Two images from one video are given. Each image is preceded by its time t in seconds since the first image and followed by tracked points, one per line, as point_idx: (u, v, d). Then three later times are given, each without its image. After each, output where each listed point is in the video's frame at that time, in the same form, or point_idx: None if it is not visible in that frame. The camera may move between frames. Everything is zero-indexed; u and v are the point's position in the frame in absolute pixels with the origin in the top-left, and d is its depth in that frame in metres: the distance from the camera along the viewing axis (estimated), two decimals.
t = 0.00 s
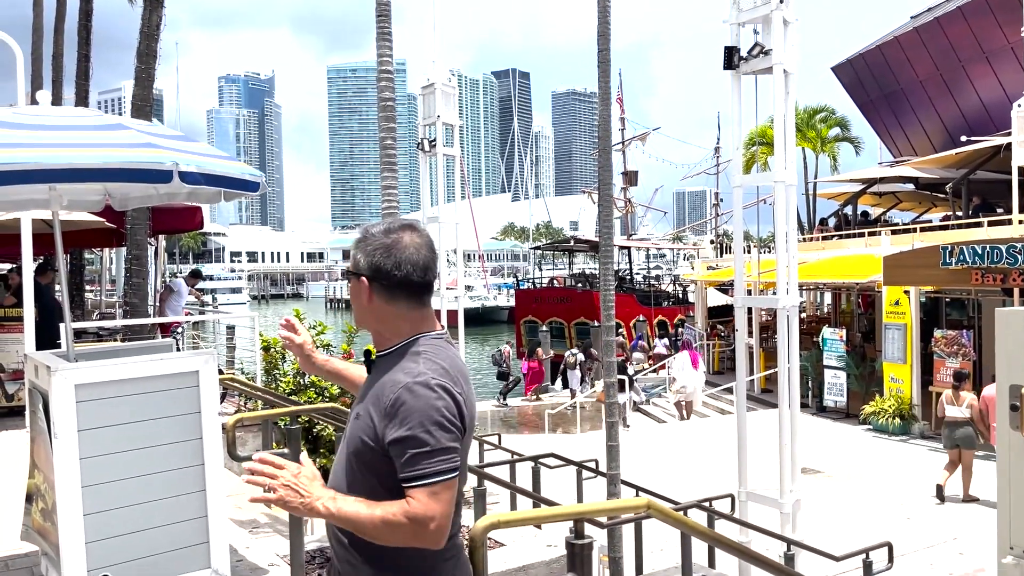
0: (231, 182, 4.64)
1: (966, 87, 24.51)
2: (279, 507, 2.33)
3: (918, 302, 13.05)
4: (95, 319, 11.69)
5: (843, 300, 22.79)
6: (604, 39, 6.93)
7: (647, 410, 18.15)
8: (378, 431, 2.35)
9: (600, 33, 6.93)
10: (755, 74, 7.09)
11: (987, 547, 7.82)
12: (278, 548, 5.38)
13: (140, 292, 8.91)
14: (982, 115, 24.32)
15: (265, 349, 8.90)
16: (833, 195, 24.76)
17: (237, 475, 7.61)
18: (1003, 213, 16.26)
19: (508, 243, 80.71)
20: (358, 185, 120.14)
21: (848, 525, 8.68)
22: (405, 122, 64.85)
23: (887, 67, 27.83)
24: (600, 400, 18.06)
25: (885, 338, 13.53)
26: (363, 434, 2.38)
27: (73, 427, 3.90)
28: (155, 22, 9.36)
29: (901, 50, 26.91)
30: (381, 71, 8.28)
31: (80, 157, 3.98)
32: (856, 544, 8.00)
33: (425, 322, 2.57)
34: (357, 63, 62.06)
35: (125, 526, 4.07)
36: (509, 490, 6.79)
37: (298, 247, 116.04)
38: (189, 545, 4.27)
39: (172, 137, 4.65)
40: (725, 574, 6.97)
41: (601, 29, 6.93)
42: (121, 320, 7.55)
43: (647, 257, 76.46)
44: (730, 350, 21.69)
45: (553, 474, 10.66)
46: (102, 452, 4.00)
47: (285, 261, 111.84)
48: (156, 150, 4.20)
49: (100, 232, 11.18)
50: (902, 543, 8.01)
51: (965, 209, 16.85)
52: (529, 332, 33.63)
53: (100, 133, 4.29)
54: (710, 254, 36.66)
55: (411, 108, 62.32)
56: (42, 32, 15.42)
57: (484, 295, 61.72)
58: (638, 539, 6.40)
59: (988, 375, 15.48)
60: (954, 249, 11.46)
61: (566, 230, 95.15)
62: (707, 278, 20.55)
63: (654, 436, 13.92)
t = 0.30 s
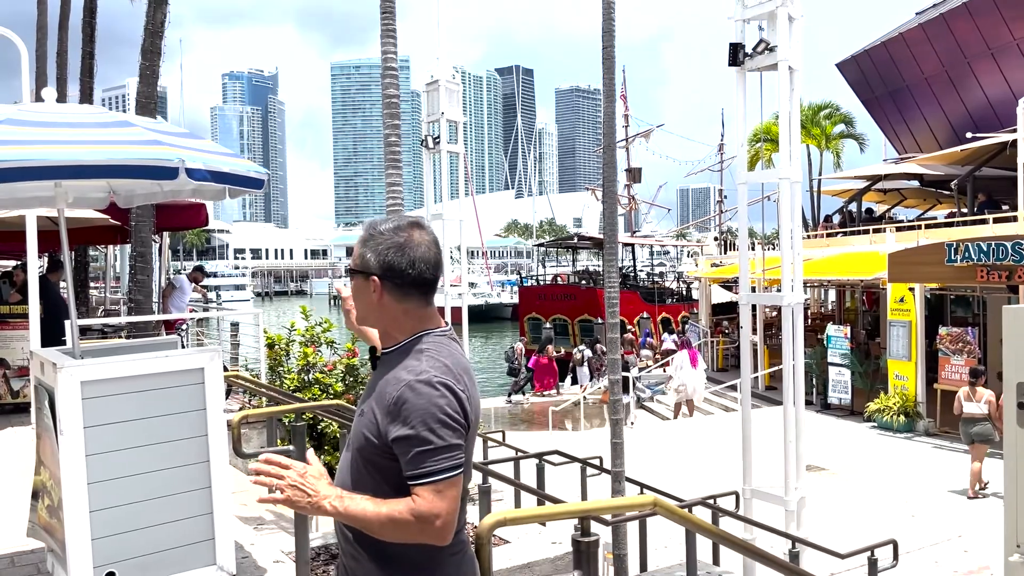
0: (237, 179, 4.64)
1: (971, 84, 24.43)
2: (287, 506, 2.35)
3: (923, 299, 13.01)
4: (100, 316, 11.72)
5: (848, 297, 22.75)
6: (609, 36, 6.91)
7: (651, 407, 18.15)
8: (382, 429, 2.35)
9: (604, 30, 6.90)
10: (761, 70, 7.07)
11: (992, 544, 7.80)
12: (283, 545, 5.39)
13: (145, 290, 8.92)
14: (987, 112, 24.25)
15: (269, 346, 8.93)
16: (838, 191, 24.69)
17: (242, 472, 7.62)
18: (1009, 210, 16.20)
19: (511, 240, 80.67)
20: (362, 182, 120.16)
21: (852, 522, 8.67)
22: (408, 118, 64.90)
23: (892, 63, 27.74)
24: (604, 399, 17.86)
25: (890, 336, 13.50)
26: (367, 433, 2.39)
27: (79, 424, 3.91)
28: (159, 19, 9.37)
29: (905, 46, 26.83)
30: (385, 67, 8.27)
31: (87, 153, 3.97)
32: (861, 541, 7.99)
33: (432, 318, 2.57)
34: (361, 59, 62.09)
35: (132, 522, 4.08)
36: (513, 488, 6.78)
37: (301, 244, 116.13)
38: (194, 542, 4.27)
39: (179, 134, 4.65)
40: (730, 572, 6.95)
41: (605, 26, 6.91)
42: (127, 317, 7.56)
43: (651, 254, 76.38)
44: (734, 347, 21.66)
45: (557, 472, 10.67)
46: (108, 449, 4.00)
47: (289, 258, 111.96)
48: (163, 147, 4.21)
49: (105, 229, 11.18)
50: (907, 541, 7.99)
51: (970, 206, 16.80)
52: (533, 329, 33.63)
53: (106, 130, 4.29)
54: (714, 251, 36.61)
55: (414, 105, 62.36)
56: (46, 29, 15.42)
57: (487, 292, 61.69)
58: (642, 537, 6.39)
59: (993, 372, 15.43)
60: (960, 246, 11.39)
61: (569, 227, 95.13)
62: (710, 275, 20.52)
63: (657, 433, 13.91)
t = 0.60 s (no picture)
0: (240, 176, 4.65)
1: (975, 80, 24.36)
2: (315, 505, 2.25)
3: (927, 296, 12.98)
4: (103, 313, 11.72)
5: (851, 294, 22.72)
6: (612, 32, 6.89)
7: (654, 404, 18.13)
8: (419, 421, 2.34)
9: (608, 27, 6.89)
10: (765, 67, 7.05)
11: (996, 542, 7.78)
12: (287, 541, 5.39)
13: (148, 287, 8.93)
14: (991, 108, 24.18)
15: (273, 343, 8.96)
16: (841, 188, 24.65)
17: (246, 468, 7.62)
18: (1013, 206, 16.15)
19: (514, 238, 80.72)
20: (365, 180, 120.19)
21: (856, 519, 8.65)
22: (411, 116, 64.95)
23: (896, 60, 27.66)
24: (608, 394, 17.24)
25: (894, 333, 13.48)
26: (401, 427, 2.37)
27: (84, 421, 3.92)
28: (163, 16, 9.37)
29: (909, 43, 26.75)
30: (389, 64, 8.25)
31: (89, 150, 3.97)
32: (865, 539, 7.98)
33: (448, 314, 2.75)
34: (365, 56, 62.23)
35: (136, 519, 4.09)
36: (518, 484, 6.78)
37: (304, 242, 116.21)
38: (199, 539, 4.28)
39: (182, 131, 4.65)
40: (733, 569, 6.96)
41: (608, 23, 6.89)
42: (132, 314, 7.57)
43: (654, 252, 76.31)
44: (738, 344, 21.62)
45: (561, 469, 10.66)
46: (113, 446, 4.01)
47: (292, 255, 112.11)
48: (166, 143, 4.21)
49: (108, 226, 11.19)
50: (911, 538, 7.98)
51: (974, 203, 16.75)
52: (536, 326, 33.62)
53: (109, 127, 4.29)
54: (717, 248, 36.55)
55: (417, 102, 62.39)
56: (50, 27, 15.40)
57: (490, 289, 61.74)
58: (646, 534, 6.38)
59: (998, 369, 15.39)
60: (963, 243, 11.33)
61: (571, 224, 95.08)
62: (713, 273, 20.47)
63: (661, 430, 13.90)
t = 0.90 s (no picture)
0: (243, 174, 4.65)
1: (978, 76, 24.30)
2: (371, 509, 2.25)
3: (929, 293, 12.96)
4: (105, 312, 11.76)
5: (854, 291, 22.68)
6: (613, 29, 6.88)
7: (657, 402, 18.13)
8: (461, 410, 2.35)
9: (608, 24, 6.88)
10: (767, 63, 7.03)
11: (999, 539, 7.77)
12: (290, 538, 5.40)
13: (151, 285, 8.95)
14: (994, 105, 24.12)
15: (275, 341, 8.98)
16: (843, 185, 24.62)
17: (249, 466, 7.63)
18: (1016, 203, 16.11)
19: (516, 236, 80.65)
20: (366, 177, 120.15)
21: (859, 516, 8.65)
22: (413, 113, 64.96)
23: (898, 56, 27.60)
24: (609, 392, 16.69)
25: (896, 330, 13.46)
26: (441, 418, 2.36)
27: (88, 419, 3.92)
28: (165, 14, 9.37)
29: (912, 39, 26.68)
30: (390, 61, 8.24)
31: (90, 148, 3.97)
32: (869, 536, 7.98)
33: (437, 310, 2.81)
34: (366, 54, 62.32)
35: (140, 516, 4.09)
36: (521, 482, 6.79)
37: (306, 239, 116.27)
38: (203, 536, 4.28)
39: (184, 129, 4.66)
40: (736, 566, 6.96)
41: (610, 19, 6.88)
42: (135, 311, 7.58)
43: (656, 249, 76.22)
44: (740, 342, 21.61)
45: (563, 466, 10.67)
46: (117, 444, 4.01)
47: (294, 253, 112.19)
48: (168, 141, 4.21)
49: (111, 225, 11.23)
50: (914, 535, 7.99)
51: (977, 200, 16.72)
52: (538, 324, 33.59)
53: (111, 125, 4.30)
54: (719, 246, 36.50)
55: (419, 100, 62.41)
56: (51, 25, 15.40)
57: (491, 287, 61.74)
58: (648, 532, 6.38)
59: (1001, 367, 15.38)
60: (966, 240, 11.32)
61: (573, 222, 94.95)
62: (715, 270, 20.45)
63: (663, 428, 13.91)
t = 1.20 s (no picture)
0: (243, 172, 4.64)
1: (979, 72, 24.26)
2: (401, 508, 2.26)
3: (931, 290, 12.94)
4: (106, 310, 11.76)
5: (854, 288, 22.67)
6: (613, 26, 6.87)
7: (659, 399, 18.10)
8: (472, 404, 2.38)
9: (609, 20, 6.86)
10: (768, 60, 7.02)
11: (1001, 535, 7.77)
12: (291, 537, 5.39)
13: (152, 283, 8.94)
14: (995, 101, 24.09)
15: (276, 339, 8.97)
16: (844, 181, 24.59)
17: (250, 464, 7.63)
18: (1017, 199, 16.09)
19: (516, 234, 80.58)
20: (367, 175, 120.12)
21: (861, 513, 8.65)
22: (413, 111, 64.96)
23: (899, 53, 27.56)
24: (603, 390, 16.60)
25: (898, 327, 13.43)
26: (454, 413, 2.38)
27: (88, 417, 3.92)
28: (165, 12, 9.35)
29: (913, 36, 26.63)
30: (391, 59, 8.21)
31: (91, 147, 3.96)
32: (870, 532, 7.98)
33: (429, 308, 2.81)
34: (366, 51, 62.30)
35: (140, 515, 4.09)
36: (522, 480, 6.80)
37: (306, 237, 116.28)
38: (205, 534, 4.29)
39: (184, 127, 4.65)
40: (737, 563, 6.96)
41: (610, 16, 6.87)
42: (136, 309, 7.58)
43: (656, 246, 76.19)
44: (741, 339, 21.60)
45: (564, 464, 10.67)
46: (118, 442, 4.02)
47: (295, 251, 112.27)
48: (169, 139, 4.19)
49: (111, 223, 11.22)
50: (915, 531, 7.99)
51: (978, 196, 16.72)
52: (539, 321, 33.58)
53: (112, 123, 4.29)
54: (720, 242, 36.48)
55: (419, 98, 62.38)
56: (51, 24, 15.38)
57: (492, 284, 61.71)
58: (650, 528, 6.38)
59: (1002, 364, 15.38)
60: (968, 236, 11.32)
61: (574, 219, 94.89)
62: (716, 267, 20.41)
63: (664, 425, 13.90)
